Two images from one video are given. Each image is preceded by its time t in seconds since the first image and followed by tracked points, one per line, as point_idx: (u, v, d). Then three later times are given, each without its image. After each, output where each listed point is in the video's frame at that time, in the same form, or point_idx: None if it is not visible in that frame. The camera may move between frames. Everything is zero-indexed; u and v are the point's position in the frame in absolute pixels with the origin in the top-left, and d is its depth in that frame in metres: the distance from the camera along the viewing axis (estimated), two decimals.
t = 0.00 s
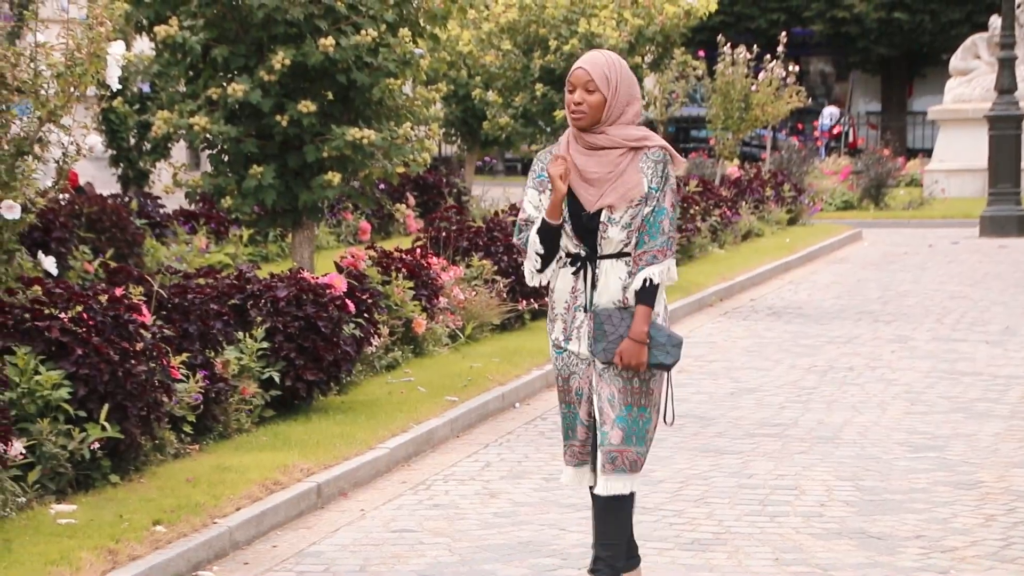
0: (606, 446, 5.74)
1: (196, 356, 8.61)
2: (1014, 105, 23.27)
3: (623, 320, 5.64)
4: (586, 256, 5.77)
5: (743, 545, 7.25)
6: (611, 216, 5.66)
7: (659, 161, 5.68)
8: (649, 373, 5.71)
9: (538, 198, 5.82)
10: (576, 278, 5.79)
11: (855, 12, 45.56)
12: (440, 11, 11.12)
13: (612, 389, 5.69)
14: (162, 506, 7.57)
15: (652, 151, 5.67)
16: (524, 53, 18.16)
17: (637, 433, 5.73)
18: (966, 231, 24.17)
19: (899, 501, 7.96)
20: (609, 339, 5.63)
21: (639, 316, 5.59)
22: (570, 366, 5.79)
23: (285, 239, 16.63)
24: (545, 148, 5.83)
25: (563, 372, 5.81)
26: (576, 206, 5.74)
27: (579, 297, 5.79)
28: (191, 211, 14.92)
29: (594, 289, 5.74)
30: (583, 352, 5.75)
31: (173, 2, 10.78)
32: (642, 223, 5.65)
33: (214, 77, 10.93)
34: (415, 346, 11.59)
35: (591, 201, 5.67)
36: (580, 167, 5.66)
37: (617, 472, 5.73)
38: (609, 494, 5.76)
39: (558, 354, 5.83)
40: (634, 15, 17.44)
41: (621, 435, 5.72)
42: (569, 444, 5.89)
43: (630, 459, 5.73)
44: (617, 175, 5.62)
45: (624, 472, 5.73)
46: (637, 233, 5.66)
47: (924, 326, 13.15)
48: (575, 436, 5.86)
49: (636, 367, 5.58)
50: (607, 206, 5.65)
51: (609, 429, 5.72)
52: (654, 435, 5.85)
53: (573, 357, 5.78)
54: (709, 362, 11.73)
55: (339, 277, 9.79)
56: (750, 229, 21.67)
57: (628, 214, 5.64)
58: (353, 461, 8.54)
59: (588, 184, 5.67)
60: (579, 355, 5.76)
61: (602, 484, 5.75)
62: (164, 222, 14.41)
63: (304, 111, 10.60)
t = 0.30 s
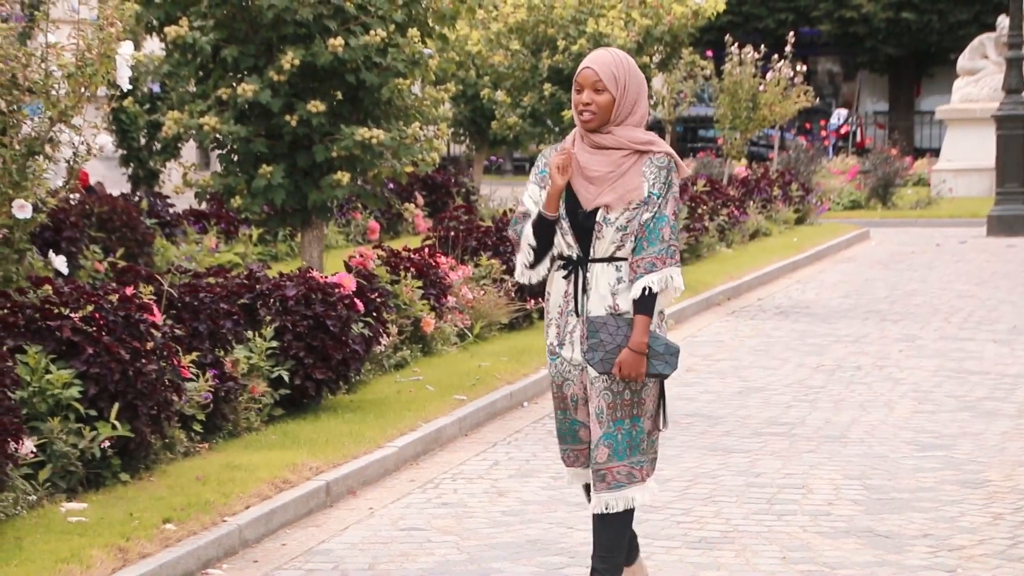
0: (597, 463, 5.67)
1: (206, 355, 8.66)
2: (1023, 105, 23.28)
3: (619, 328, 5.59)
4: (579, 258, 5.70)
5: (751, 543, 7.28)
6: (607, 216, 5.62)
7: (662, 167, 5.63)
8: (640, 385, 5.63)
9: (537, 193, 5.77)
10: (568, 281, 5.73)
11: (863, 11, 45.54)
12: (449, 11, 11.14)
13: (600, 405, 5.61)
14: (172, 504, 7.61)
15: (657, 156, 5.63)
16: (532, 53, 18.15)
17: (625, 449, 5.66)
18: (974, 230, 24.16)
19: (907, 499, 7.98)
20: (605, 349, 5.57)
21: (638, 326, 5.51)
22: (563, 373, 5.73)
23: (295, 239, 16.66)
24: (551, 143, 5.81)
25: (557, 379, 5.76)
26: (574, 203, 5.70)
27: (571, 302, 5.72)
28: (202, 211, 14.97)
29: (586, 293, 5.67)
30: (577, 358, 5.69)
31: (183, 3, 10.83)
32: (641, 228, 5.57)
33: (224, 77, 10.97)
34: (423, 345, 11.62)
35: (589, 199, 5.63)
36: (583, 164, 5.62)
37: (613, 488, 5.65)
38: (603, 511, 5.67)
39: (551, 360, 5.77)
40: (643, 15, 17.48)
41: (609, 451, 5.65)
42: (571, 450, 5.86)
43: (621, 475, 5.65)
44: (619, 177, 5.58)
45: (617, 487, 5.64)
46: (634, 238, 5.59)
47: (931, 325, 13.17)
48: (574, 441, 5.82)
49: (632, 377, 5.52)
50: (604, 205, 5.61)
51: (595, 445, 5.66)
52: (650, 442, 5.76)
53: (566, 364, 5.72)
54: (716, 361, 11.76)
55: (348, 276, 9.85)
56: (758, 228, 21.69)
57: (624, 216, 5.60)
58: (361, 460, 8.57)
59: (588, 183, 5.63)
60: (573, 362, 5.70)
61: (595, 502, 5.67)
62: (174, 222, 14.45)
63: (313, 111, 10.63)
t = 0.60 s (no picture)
0: (609, 460, 5.51)
1: (215, 351, 8.74)
2: None
3: (630, 330, 5.46)
4: (584, 260, 5.54)
5: (754, 538, 7.36)
6: (613, 221, 5.45)
7: (665, 166, 5.48)
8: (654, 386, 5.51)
9: (537, 197, 5.56)
10: (573, 281, 5.56)
11: (866, 11, 45.62)
12: (456, 11, 11.24)
13: (615, 404, 5.46)
14: (182, 499, 7.70)
15: (659, 156, 5.47)
16: (538, 53, 18.25)
17: (637, 450, 5.51)
18: (976, 228, 24.26)
19: (909, 495, 8.06)
20: (615, 351, 5.43)
21: (647, 328, 5.40)
22: (559, 365, 5.53)
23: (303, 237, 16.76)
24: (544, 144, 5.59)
25: (550, 369, 5.53)
26: (576, 207, 5.51)
27: (577, 300, 5.55)
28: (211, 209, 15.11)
29: (594, 292, 5.52)
30: (581, 353, 5.50)
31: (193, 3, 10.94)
32: (644, 229, 5.45)
33: (233, 77, 11.07)
34: (431, 342, 11.71)
35: (593, 205, 5.45)
36: (584, 169, 5.43)
37: (624, 488, 5.50)
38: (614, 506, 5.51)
39: (546, 351, 5.57)
40: (647, 15, 17.54)
41: (624, 450, 5.49)
42: (543, 448, 5.54)
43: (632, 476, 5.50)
44: (623, 180, 5.41)
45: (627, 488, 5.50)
46: (639, 239, 5.47)
47: (934, 322, 13.24)
48: (556, 437, 5.51)
49: (642, 379, 5.39)
50: (610, 211, 5.44)
51: (609, 444, 5.49)
52: (666, 446, 5.63)
53: (567, 356, 5.52)
54: (720, 358, 11.83)
55: (356, 274, 9.88)
56: (762, 226, 21.78)
57: (631, 220, 5.44)
58: (369, 455, 8.65)
59: (591, 188, 5.44)
60: (575, 356, 5.51)
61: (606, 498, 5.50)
62: (185, 219, 14.56)
63: (321, 110, 10.72)
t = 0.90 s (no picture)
0: (629, 463, 5.61)
1: (230, 349, 8.86)
2: None
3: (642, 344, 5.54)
4: (588, 263, 5.59)
5: (763, 534, 7.47)
6: (620, 231, 5.50)
7: (672, 175, 5.54)
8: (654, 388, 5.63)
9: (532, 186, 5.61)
10: (576, 285, 5.60)
11: (873, 13, 45.67)
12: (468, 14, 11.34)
13: (622, 408, 5.57)
14: (198, 495, 7.83)
15: (666, 165, 5.52)
16: (549, 56, 18.16)
17: (645, 450, 5.64)
18: (982, 228, 24.34)
19: (916, 491, 8.16)
20: (632, 367, 5.50)
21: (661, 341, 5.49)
22: (565, 368, 5.55)
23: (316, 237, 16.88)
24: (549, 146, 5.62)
25: (556, 373, 5.55)
26: (582, 214, 5.54)
27: (580, 306, 5.59)
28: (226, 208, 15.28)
29: (598, 297, 5.57)
30: (586, 359, 5.54)
31: (209, 6, 11.12)
32: (653, 239, 5.51)
33: (248, 78, 11.19)
34: (443, 340, 11.80)
35: (601, 214, 5.49)
36: (592, 178, 5.47)
37: (646, 488, 5.63)
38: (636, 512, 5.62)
39: (549, 354, 5.59)
40: (658, 17, 17.84)
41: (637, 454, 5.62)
42: (553, 451, 5.54)
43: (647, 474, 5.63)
44: (632, 190, 5.45)
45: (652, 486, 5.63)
46: (646, 249, 5.53)
47: (940, 321, 13.33)
48: (565, 441, 5.52)
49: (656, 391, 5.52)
50: (617, 221, 5.48)
51: (625, 448, 5.60)
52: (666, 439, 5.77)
53: (571, 360, 5.55)
54: (729, 356, 11.94)
55: (370, 273, 9.98)
56: (770, 226, 21.85)
57: (638, 230, 5.49)
58: (381, 452, 8.77)
59: (599, 197, 5.49)
60: (580, 361, 5.54)
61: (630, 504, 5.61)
62: (202, 219, 14.75)
63: (335, 111, 10.84)
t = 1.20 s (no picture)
0: (611, 476, 5.64)
1: (251, 347, 9.00)
2: None
3: (626, 352, 5.51)
4: (577, 265, 5.55)
5: (776, 529, 7.59)
6: (614, 232, 5.47)
7: (671, 184, 5.54)
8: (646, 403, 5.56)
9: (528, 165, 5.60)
10: (565, 286, 5.56)
11: (884, 16, 45.86)
12: (484, 16, 11.50)
13: (612, 420, 5.53)
14: (219, 490, 7.97)
15: (666, 174, 5.53)
16: (565, 57, 18.43)
17: (636, 463, 5.62)
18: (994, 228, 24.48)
19: (927, 487, 8.28)
20: (611, 373, 5.48)
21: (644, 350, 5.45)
22: (551, 379, 5.50)
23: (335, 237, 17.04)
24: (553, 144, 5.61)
25: (542, 384, 5.50)
26: (577, 210, 5.52)
27: (568, 309, 5.55)
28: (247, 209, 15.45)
29: (585, 301, 5.54)
30: (572, 367, 5.51)
31: (229, 9, 11.25)
32: (645, 246, 5.48)
33: (268, 80, 11.34)
34: (459, 338, 11.94)
35: (597, 212, 5.47)
36: (592, 175, 5.46)
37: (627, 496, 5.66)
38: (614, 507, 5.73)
39: (535, 363, 5.53)
40: (670, 19, 17.83)
41: (625, 467, 5.61)
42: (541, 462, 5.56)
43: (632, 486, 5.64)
44: (630, 193, 5.45)
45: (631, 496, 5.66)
46: (637, 256, 5.49)
47: (951, 319, 13.44)
48: (552, 454, 5.52)
49: (638, 402, 5.45)
50: (613, 221, 5.45)
51: (611, 460, 5.60)
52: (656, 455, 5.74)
53: (557, 369, 5.50)
54: (742, 354, 12.05)
55: (387, 271, 10.09)
56: (782, 226, 21.95)
57: (632, 233, 5.46)
58: (400, 448, 8.90)
59: (596, 196, 5.47)
60: (566, 370, 5.50)
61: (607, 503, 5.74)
62: (223, 218, 14.95)
63: (354, 112, 10.98)
